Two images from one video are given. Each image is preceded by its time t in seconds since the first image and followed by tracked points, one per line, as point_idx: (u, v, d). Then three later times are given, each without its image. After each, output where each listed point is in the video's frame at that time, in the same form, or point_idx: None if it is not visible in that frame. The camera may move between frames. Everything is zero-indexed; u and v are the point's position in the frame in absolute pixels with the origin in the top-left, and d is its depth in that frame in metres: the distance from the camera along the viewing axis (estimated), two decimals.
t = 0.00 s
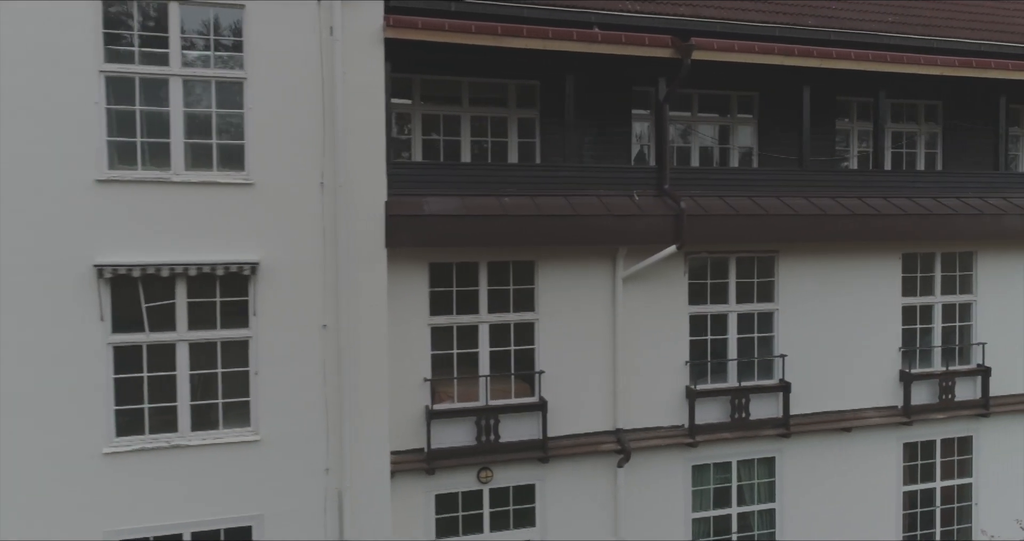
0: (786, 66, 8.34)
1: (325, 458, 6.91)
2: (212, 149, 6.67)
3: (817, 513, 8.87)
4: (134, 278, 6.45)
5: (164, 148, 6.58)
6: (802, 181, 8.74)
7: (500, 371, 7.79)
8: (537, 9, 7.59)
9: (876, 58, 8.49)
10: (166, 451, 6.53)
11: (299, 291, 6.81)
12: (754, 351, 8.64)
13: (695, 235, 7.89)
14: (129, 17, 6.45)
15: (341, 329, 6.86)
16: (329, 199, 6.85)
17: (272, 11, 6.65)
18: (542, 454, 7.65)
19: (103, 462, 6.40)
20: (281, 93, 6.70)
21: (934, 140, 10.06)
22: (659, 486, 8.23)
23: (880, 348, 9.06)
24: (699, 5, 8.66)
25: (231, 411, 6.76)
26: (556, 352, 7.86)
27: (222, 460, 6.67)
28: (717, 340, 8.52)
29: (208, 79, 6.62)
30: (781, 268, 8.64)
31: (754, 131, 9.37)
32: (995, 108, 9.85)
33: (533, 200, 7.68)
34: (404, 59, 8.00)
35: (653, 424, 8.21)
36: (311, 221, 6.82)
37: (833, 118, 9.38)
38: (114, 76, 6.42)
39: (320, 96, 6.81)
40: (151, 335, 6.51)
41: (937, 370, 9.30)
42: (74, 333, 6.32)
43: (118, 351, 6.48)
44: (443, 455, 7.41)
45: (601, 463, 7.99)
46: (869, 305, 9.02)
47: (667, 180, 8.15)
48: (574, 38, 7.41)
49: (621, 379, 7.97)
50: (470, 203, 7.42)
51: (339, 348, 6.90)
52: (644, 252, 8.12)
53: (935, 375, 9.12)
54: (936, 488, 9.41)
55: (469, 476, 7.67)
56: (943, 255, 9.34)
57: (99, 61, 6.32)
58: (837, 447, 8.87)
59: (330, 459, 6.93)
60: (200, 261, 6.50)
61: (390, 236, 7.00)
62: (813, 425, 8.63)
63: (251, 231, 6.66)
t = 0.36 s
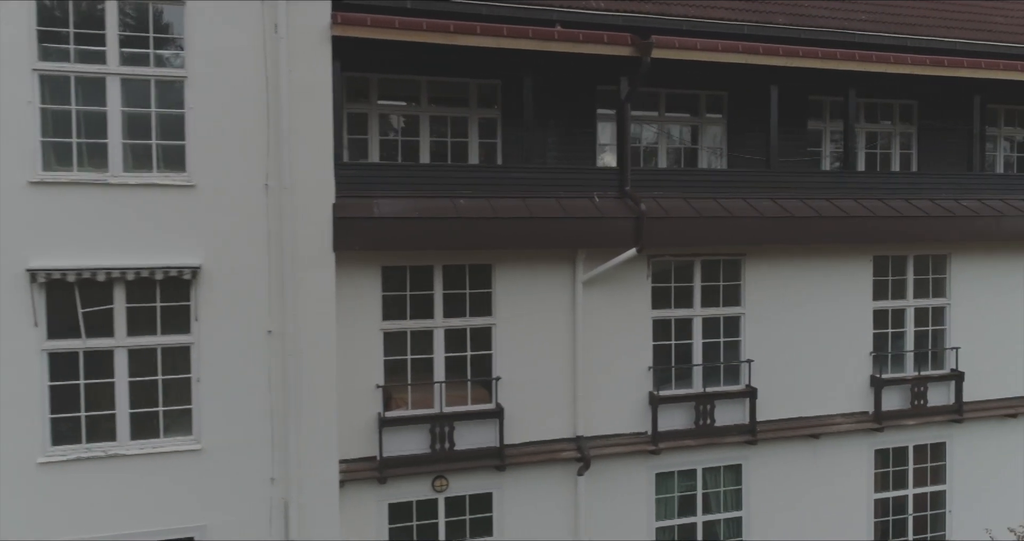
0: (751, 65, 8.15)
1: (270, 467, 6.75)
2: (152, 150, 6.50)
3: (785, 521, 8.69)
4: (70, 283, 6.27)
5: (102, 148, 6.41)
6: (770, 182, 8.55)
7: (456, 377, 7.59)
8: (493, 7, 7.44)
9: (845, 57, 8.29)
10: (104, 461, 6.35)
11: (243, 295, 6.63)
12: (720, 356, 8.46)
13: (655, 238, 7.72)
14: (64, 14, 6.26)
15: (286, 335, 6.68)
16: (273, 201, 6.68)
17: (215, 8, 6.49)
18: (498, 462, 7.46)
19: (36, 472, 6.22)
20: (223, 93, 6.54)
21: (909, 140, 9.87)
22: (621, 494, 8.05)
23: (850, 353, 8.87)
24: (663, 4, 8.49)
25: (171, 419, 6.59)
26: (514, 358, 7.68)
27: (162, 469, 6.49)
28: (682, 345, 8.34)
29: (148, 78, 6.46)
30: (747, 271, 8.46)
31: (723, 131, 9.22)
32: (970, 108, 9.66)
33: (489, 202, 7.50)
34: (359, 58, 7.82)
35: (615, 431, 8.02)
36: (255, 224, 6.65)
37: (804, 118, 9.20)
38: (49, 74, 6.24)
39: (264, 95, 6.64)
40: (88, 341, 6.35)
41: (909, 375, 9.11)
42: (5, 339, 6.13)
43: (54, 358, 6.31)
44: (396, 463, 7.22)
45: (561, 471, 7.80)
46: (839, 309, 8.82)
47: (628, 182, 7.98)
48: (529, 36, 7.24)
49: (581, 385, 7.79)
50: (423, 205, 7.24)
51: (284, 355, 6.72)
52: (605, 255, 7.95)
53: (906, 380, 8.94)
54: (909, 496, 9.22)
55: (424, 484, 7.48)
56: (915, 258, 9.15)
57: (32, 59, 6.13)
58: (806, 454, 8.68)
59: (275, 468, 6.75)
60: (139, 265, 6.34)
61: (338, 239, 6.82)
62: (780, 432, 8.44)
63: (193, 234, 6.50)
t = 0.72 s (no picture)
0: (714, 63, 7.97)
1: (212, 475, 6.58)
2: (89, 150, 6.35)
3: (751, 528, 8.53)
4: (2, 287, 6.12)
5: (36, 149, 6.26)
6: (734, 183, 8.37)
7: (409, 382, 7.44)
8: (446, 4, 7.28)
9: (810, 54, 8.11)
10: (38, 469, 6.20)
11: (182, 299, 6.47)
12: (683, 360, 8.30)
13: (613, 239, 7.56)
14: None
15: (227, 339, 6.50)
16: (214, 202, 6.51)
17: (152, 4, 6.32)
18: (451, 469, 7.30)
19: None
20: (162, 92, 6.37)
21: (881, 140, 9.71)
22: (581, 501, 7.89)
23: (817, 356, 8.70)
24: None
25: (108, 427, 6.44)
26: (469, 362, 7.51)
27: (99, 477, 6.34)
28: (643, 349, 8.18)
29: (84, 76, 6.30)
30: (711, 273, 8.29)
31: (690, 131, 9.08)
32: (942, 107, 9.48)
33: (442, 203, 7.35)
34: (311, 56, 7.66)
35: (574, 437, 7.86)
36: (196, 225, 6.49)
37: (771, 118, 9.04)
38: None
39: (204, 94, 6.46)
40: (22, 346, 6.20)
41: (878, 379, 8.94)
42: None
43: None
44: (345, 470, 7.06)
45: (518, 478, 7.64)
46: (806, 312, 8.66)
47: (586, 182, 7.82)
48: (481, 33, 7.05)
49: (538, 390, 7.63)
50: (373, 206, 7.08)
51: (225, 360, 6.54)
52: (563, 257, 7.79)
53: (876, 385, 8.76)
54: (878, 502, 9.06)
55: (376, 491, 7.32)
56: (884, 260, 8.99)
57: None
58: (772, 459, 8.52)
59: (217, 476, 6.58)
60: (74, 268, 6.19)
61: (282, 241, 6.65)
62: (744, 437, 8.28)
63: (131, 236, 6.35)
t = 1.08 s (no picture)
0: (674, 60, 7.81)
1: (152, 481, 6.44)
2: (23, 149, 6.22)
3: (715, 535, 8.37)
4: None
5: None
6: (697, 182, 8.22)
7: (360, 386, 7.28)
8: None
9: (773, 51, 7.95)
10: None
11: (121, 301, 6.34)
12: (645, 363, 8.14)
13: (568, 240, 7.41)
14: None
15: (167, 342, 6.35)
16: (153, 201, 6.35)
17: None
18: (402, 476, 7.15)
19: None
20: (98, 89, 6.23)
21: (852, 139, 9.55)
22: (538, 507, 7.74)
23: (783, 358, 8.55)
24: None
25: (44, 431, 6.33)
26: (421, 365, 7.35)
27: (35, 482, 6.22)
28: (603, 352, 8.02)
29: (18, 73, 6.18)
30: (673, 274, 8.13)
31: (655, 129, 8.93)
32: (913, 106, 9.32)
33: (393, 203, 7.19)
34: (262, 53, 7.51)
35: (532, 442, 7.71)
36: (135, 226, 6.36)
37: (737, 116, 8.88)
38: None
39: (143, 91, 6.32)
40: None
41: (846, 382, 8.78)
42: None
43: None
44: (293, 476, 6.91)
45: (473, 483, 7.49)
46: (772, 314, 8.50)
47: (543, 182, 7.67)
48: (431, 29, 6.88)
49: (494, 395, 7.47)
50: (321, 206, 6.93)
51: (165, 363, 6.38)
52: (519, 257, 7.63)
53: (843, 388, 8.60)
54: (846, 507, 8.91)
55: (326, 498, 7.16)
56: (853, 261, 8.84)
57: None
58: (736, 463, 8.36)
59: (157, 482, 6.44)
60: (6, 269, 6.05)
61: (225, 241, 6.49)
62: (707, 442, 8.12)
63: (67, 237, 6.21)
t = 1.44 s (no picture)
0: (633, 56, 7.65)
1: (88, 487, 6.27)
2: None
3: None
4: None
5: None
6: (658, 181, 8.06)
7: (309, 390, 7.12)
8: None
9: (734, 47, 7.78)
10: None
11: (55, 303, 6.18)
12: (604, 366, 7.98)
13: (522, 240, 7.25)
14: None
15: (102, 344, 6.19)
16: (89, 200, 6.18)
17: None
18: (351, 482, 7.00)
19: None
20: (31, 85, 6.07)
21: (822, 137, 9.39)
22: (493, 513, 7.58)
23: (747, 361, 8.39)
24: None
25: None
26: (372, 368, 7.19)
27: None
28: (561, 355, 7.87)
29: None
30: (633, 275, 7.97)
31: (619, 128, 8.77)
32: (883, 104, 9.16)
33: (342, 202, 7.04)
34: (210, 49, 7.34)
35: (486, 446, 7.56)
36: (69, 225, 6.19)
37: (702, 114, 8.72)
38: None
39: (77, 86, 6.14)
40: None
41: (813, 385, 8.62)
42: None
43: None
44: (237, 482, 6.76)
45: (425, 489, 7.34)
46: (736, 315, 8.34)
47: (498, 181, 7.52)
48: (378, 25, 6.72)
49: (446, 398, 7.31)
50: (266, 205, 6.78)
51: (101, 366, 6.21)
52: (473, 258, 7.48)
53: (808, 391, 8.44)
54: (813, 512, 8.75)
55: (273, 504, 7.01)
56: (819, 262, 8.67)
57: None
58: (698, 468, 8.20)
59: (93, 488, 6.27)
60: None
61: (164, 242, 6.34)
62: (668, 446, 7.96)
63: None
